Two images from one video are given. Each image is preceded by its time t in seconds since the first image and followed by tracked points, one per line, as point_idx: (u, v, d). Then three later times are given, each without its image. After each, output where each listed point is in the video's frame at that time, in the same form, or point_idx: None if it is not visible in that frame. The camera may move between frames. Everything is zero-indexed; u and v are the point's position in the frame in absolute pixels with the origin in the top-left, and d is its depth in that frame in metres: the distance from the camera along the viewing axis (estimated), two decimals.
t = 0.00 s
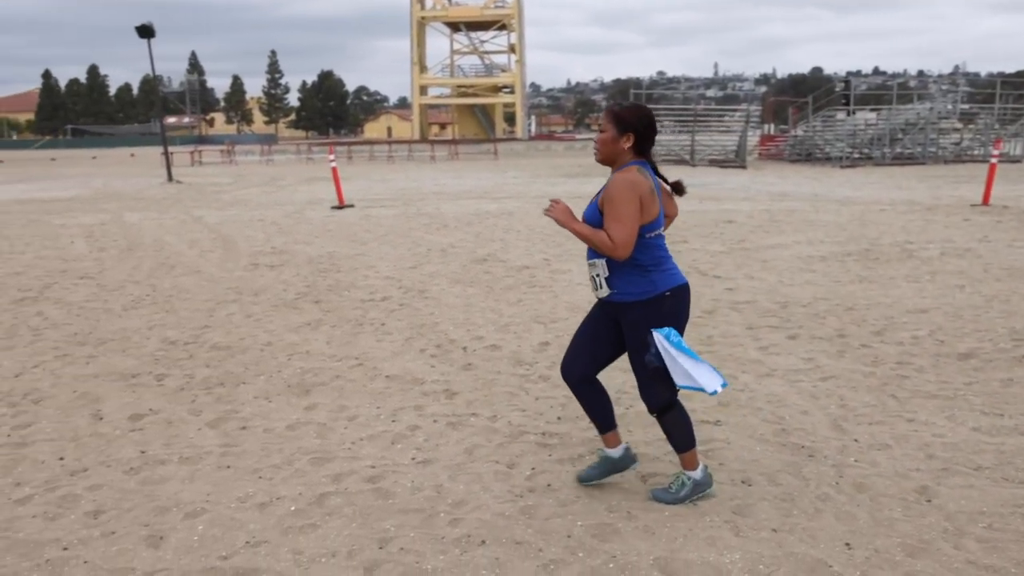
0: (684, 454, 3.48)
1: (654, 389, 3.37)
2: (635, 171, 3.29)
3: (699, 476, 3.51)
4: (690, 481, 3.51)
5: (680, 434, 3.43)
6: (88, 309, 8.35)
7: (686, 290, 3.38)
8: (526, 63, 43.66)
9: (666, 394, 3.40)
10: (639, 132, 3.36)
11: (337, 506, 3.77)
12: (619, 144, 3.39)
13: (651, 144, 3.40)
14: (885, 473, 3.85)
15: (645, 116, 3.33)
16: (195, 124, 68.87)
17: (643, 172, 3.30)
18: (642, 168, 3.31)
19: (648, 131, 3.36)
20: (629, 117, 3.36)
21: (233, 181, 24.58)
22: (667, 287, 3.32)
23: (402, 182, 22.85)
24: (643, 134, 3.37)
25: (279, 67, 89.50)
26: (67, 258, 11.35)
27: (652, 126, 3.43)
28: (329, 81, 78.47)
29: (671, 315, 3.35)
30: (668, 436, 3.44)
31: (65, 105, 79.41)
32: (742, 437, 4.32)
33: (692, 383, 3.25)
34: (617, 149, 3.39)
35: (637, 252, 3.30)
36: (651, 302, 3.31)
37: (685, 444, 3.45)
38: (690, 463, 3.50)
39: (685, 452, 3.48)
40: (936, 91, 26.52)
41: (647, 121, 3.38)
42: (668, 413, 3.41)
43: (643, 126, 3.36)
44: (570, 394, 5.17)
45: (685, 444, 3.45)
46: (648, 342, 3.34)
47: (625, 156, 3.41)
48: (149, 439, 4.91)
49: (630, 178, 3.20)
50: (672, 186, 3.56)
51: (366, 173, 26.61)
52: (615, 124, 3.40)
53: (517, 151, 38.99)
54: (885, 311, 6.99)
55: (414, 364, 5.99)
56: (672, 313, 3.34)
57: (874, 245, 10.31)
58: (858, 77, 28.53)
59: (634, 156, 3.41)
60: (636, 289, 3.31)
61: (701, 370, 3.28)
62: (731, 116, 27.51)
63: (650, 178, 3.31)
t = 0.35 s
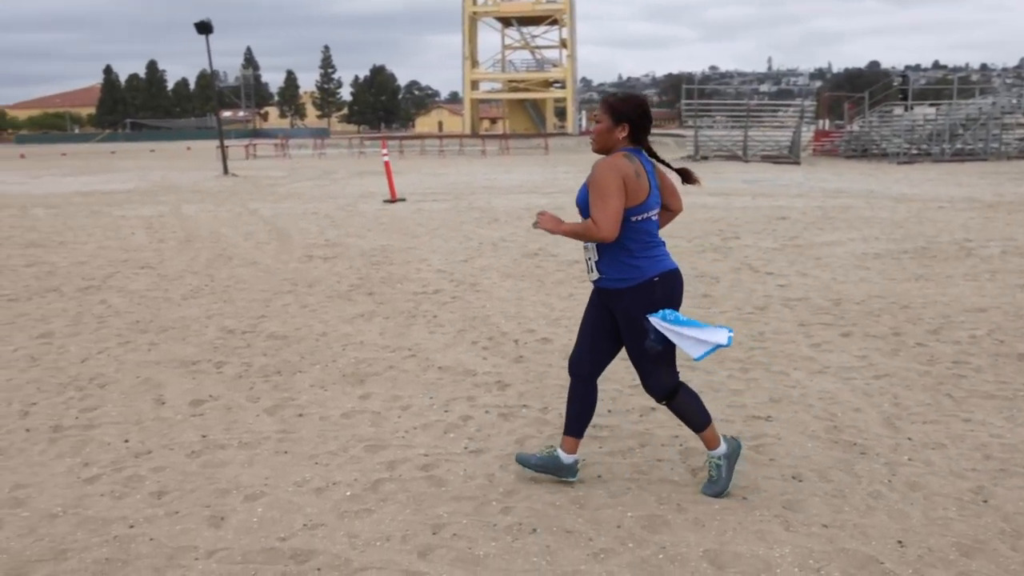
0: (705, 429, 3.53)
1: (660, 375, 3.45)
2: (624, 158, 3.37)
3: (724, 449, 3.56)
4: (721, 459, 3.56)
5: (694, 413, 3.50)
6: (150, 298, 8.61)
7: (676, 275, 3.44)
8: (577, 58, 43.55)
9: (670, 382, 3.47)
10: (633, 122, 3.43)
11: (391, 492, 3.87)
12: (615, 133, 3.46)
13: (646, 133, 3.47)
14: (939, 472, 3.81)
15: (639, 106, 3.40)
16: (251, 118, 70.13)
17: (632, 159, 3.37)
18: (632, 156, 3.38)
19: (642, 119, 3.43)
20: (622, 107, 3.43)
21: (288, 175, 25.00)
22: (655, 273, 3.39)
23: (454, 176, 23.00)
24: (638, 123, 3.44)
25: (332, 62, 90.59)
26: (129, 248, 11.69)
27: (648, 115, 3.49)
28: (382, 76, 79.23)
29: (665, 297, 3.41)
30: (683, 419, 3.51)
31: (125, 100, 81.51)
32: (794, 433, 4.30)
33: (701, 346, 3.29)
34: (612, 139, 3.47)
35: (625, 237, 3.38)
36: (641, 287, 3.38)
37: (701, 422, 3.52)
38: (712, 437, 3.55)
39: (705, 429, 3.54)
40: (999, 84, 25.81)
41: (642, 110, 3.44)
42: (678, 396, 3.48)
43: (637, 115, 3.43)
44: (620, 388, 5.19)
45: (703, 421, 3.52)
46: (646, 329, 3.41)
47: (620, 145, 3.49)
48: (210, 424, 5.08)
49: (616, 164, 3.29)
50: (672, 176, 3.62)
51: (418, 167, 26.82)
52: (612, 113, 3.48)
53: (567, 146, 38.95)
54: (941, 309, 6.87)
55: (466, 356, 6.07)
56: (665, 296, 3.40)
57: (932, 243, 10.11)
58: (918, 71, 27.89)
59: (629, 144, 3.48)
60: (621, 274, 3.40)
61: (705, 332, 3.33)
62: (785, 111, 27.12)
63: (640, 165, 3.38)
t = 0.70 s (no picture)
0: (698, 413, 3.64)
1: (631, 383, 3.51)
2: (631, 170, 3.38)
3: (722, 422, 3.68)
4: (722, 436, 3.68)
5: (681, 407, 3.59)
6: (207, 294, 8.83)
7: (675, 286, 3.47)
8: (627, 57, 43.37)
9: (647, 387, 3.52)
10: (636, 133, 3.46)
11: (445, 486, 3.95)
12: (618, 144, 3.49)
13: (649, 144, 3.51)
14: (999, 477, 3.75)
15: (643, 117, 3.44)
16: (304, 118, 71.22)
17: (638, 171, 3.39)
18: (638, 167, 3.42)
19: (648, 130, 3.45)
20: (626, 118, 3.46)
21: (339, 174, 25.34)
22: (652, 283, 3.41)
23: (504, 176, 23.10)
24: (642, 133, 3.47)
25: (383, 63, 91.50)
26: (186, 245, 11.99)
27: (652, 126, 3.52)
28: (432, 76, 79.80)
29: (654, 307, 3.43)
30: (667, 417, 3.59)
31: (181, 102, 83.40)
32: (848, 435, 4.27)
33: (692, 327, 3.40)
34: (615, 149, 3.50)
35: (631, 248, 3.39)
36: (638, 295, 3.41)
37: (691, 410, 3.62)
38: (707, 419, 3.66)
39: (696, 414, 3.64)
40: None
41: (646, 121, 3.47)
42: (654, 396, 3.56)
43: (641, 127, 3.46)
44: (671, 387, 5.20)
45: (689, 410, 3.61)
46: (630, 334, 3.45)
47: (623, 155, 3.52)
48: (267, 416, 5.20)
49: (628, 177, 3.30)
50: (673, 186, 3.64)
51: (468, 167, 26.96)
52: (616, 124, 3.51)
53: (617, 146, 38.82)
54: (1002, 312, 6.72)
55: (518, 354, 6.13)
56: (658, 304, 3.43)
57: (992, 245, 9.88)
58: (978, 69, 27.21)
59: (632, 154, 3.51)
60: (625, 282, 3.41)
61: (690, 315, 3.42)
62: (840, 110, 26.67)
63: (645, 177, 3.40)
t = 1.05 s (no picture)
0: (666, 410, 3.68)
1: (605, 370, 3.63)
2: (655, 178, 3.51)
3: (691, 422, 3.75)
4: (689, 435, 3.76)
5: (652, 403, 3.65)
6: (277, 291, 9.08)
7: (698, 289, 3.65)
8: (692, 58, 42.95)
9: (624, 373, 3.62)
10: (649, 142, 3.57)
11: (512, 481, 4.03)
12: (630, 152, 3.61)
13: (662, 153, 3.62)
14: None
15: (658, 127, 3.56)
16: (368, 120, 72.28)
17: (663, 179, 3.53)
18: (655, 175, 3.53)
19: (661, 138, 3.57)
20: (641, 127, 3.58)
21: (403, 175, 25.68)
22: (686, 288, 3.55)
23: (567, 177, 23.10)
24: (654, 143, 3.59)
25: (446, 65, 92.28)
26: (257, 244, 12.33)
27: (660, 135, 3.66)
28: (495, 78, 80.18)
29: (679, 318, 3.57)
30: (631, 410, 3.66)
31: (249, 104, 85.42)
32: (920, 439, 4.22)
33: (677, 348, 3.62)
34: (627, 156, 3.61)
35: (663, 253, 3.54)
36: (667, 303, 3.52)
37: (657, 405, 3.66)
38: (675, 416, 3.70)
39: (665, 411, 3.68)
40: None
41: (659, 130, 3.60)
42: (624, 390, 3.64)
43: (654, 136, 3.57)
44: (738, 387, 5.20)
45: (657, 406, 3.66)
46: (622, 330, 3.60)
47: (635, 163, 3.63)
48: (337, 410, 5.35)
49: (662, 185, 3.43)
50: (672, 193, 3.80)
51: (531, 168, 27.08)
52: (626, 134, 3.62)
53: (681, 147, 38.46)
54: None
55: (584, 354, 6.19)
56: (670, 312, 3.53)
57: None
58: None
59: (645, 163, 3.62)
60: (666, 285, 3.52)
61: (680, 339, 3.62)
62: (912, 110, 25.97)
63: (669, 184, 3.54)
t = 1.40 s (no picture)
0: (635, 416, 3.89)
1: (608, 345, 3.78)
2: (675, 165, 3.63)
3: (648, 440, 3.93)
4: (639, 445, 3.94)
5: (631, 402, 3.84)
6: (339, 288, 9.28)
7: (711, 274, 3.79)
8: (753, 55, 42.37)
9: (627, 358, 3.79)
10: (664, 130, 3.66)
11: (573, 476, 4.12)
12: (646, 139, 3.69)
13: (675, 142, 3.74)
14: None
15: (673, 115, 3.66)
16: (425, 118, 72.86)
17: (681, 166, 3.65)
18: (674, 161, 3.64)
19: (675, 127, 3.68)
20: (655, 115, 3.67)
21: (461, 174, 25.88)
22: (707, 271, 3.68)
23: (625, 176, 23.04)
24: (668, 132, 3.69)
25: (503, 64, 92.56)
26: (318, 242, 12.59)
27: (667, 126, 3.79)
28: (552, 77, 80.14)
29: (703, 300, 3.70)
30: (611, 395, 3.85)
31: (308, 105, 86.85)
32: (989, 442, 4.16)
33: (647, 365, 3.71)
34: (644, 145, 3.70)
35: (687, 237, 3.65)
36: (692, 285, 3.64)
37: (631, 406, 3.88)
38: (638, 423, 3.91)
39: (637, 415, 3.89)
40: None
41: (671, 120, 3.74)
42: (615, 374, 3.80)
43: (669, 123, 3.67)
44: (800, 387, 5.18)
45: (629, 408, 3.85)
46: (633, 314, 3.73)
47: (651, 151, 3.72)
48: (400, 404, 5.47)
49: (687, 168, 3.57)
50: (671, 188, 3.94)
51: (588, 168, 27.03)
52: (640, 124, 3.72)
53: (740, 146, 38.00)
54: None
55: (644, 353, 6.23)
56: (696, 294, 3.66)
57: None
58: None
59: (660, 151, 3.70)
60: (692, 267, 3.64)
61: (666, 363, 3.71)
62: (983, 107, 25.24)
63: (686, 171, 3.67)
